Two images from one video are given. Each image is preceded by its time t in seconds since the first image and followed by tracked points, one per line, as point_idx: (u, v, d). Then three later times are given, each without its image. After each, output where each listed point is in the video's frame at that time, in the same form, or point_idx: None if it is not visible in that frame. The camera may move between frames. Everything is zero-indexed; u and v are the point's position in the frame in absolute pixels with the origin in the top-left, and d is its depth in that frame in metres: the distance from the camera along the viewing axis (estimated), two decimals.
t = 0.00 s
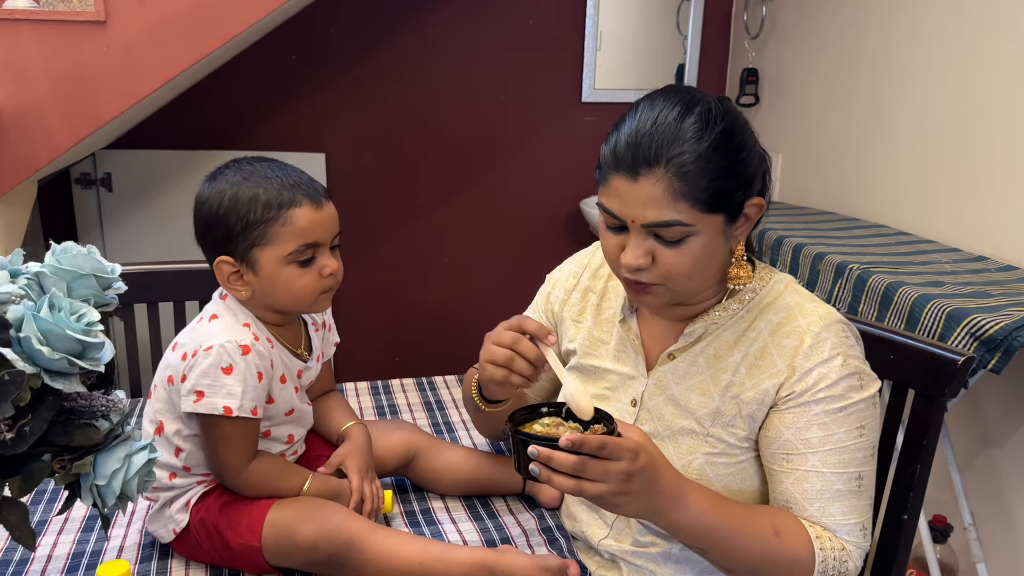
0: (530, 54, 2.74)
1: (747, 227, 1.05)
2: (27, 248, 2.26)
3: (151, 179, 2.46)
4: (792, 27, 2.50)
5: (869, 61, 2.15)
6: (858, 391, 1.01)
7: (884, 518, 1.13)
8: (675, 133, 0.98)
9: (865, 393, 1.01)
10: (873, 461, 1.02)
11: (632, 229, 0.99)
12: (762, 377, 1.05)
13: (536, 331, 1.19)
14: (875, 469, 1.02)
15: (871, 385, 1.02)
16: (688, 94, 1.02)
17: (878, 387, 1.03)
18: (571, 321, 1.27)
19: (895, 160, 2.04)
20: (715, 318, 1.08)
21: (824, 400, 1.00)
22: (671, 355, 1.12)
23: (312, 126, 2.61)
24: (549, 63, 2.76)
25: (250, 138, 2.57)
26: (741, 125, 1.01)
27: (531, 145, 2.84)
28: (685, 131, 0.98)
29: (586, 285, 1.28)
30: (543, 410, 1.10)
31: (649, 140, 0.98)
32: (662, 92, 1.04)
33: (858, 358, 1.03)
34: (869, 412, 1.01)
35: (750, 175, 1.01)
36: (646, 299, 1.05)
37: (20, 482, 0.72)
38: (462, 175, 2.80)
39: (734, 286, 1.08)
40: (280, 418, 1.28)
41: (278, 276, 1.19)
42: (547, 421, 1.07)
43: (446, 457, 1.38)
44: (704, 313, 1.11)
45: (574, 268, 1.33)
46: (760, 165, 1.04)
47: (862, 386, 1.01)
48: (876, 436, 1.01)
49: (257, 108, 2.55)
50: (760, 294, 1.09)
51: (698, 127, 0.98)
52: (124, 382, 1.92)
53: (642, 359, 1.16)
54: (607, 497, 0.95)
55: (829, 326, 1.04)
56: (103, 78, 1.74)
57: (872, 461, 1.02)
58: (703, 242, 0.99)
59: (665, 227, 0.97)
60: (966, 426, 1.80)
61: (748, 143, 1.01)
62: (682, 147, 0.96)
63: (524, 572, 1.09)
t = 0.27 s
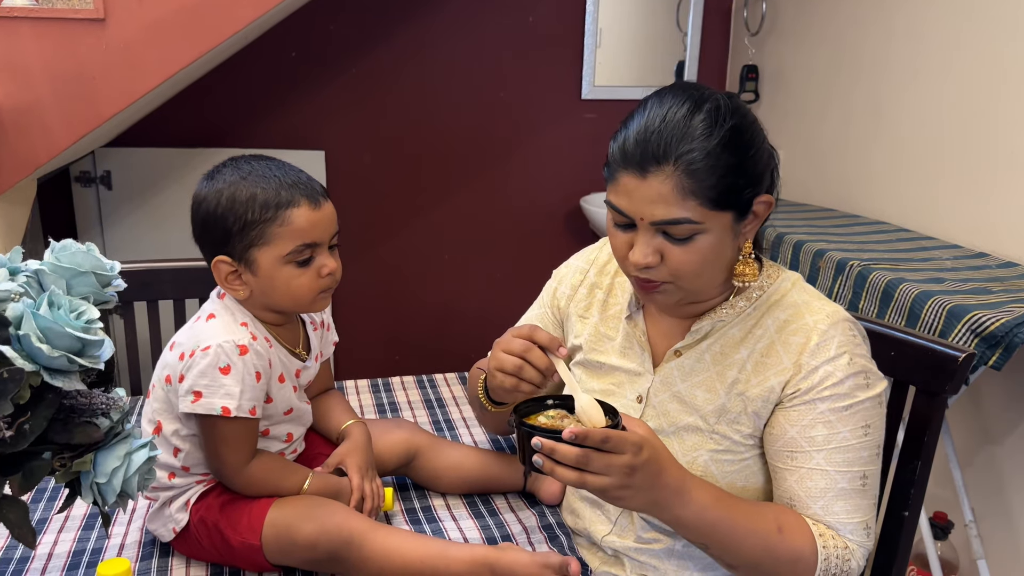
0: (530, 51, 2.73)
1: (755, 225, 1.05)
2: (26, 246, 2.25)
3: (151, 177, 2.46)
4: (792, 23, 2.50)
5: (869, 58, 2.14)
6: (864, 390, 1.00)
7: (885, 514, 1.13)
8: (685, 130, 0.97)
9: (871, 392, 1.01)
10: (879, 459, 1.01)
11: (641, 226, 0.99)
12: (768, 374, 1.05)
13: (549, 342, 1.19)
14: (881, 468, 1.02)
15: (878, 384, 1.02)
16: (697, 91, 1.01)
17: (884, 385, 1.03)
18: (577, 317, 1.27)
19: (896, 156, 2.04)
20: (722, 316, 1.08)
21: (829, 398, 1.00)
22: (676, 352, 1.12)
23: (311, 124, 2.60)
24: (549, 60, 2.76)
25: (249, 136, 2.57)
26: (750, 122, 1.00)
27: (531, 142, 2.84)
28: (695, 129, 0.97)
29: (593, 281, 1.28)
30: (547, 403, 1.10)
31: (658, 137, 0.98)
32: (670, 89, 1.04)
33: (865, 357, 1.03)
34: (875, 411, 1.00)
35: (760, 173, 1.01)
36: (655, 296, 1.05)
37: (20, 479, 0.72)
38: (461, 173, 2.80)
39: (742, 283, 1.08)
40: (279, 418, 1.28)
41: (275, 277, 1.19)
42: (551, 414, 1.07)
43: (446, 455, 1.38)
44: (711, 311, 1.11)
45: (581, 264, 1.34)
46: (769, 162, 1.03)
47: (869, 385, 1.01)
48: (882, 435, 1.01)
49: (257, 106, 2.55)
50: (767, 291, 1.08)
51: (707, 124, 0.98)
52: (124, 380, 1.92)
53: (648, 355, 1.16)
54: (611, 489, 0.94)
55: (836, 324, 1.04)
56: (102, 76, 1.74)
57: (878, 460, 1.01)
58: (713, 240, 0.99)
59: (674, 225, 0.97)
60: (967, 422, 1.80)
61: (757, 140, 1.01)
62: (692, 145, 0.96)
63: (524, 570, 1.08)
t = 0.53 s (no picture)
0: (530, 49, 2.73)
1: (759, 223, 1.05)
2: (26, 245, 2.25)
3: (150, 175, 2.46)
4: (792, 20, 2.49)
5: (870, 55, 2.14)
6: (868, 389, 1.00)
7: (885, 512, 1.13)
8: (687, 127, 0.97)
9: (875, 391, 1.01)
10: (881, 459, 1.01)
11: (644, 224, 0.99)
12: (772, 372, 1.05)
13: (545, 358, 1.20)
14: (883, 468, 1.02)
15: (881, 384, 1.02)
16: (700, 89, 1.01)
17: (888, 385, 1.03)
18: (582, 315, 1.27)
19: (896, 153, 2.04)
20: (727, 314, 1.08)
21: (832, 397, 1.00)
22: (681, 350, 1.12)
23: (311, 122, 2.60)
24: (548, 58, 2.76)
25: (249, 134, 2.57)
26: (754, 119, 1.00)
27: (531, 141, 2.84)
28: (697, 126, 0.97)
29: (598, 279, 1.28)
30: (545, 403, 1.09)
31: (662, 135, 0.98)
32: (673, 86, 1.04)
33: (869, 356, 1.03)
34: (879, 411, 1.00)
35: (764, 170, 1.00)
36: (659, 293, 1.05)
37: (19, 478, 0.71)
38: (461, 171, 2.80)
39: (748, 281, 1.06)
40: (279, 417, 1.28)
41: (275, 277, 1.19)
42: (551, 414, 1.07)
43: (446, 453, 1.38)
44: (717, 308, 1.10)
45: (586, 261, 1.33)
46: (773, 160, 1.03)
47: (872, 384, 1.01)
48: (885, 435, 1.01)
49: (256, 105, 2.55)
50: (772, 290, 1.08)
51: (710, 122, 0.97)
52: (125, 378, 1.92)
53: (653, 353, 1.16)
54: (613, 489, 0.95)
55: (840, 323, 1.03)
56: (101, 75, 1.74)
57: (881, 460, 1.01)
58: (716, 237, 0.98)
59: (678, 222, 0.96)
60: (967, 420, 1.80)
61: (761, 137, 1.00)
62: (694, 142, 0.96)
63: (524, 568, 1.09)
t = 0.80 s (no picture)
0: (530, 46, 2.72)
1: (760, 220, 1.04)
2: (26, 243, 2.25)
3: (151, 174, 2.45)
4: (793, 18, 2.49)
5: (871, 53, 2.13)
6: (869, 386, 1.00)
7: (886, 509, 1.13)
8: (687, 122, 0.97)
9: (876, 388, 1.00)
10: (883, 456, 1.01)
11: (644, 219, 0.99)
12: (774, 369, 1.04)
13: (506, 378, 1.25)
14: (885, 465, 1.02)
15: (883, 382, 1.01)
16: (702, 84, 1.01)
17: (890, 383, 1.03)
18: (586, 313, 1.28)
19: (897, 151, 2.04)
20: (729, 311, 1.08)
21: (834, 394, 0.99)
22: (684, 347, 1.12)
23: (311, 120, 2.60)
24: (549, 56, 2.75)
25: (249, 132, 2.56)
26: (754, 115, 1.00)
27: (532, 138, 2.83)
28: (697, 121, 0.97)
29: (601, 276, 1.28)
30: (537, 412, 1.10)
31: (661, 130, 0.98)
32: (674, 83, 1.04)
33: (871, 353, 1.02)
34: (880, 408, 1.00)
35: (764, 166, 1.00)
36: (660, 290, 1.05)
37: (21, 476, 0.71)
38: (462, 169, 2.80)
39: (750, 277, 1.06)
40: (283, 415, 1.28)
41: (279, 276, 1.19)
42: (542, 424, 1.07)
43: (447, 451, 1.38)
44: (720, 306, 1.10)
45: (588, 260, 1.33)
46: (774, 156, 1.02)
47: (874, 381, 1.01)
48: (887, 432, 1.01)
49: (256, 103, 2.55)
50: (774, 288, 1.08)
51: (710, 117, 0.97)
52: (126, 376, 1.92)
53: (656, 349, 1.16)
54: (612, 494, 0.95)
55: (842, 320, 1.03)
56: (101, 73, 1.74)
57: (882, 457, 1.01)
58: (717, 232, 0.98)
59: (677, 217, 0.96)
60: (969, 418, 1.79)
61: (761, 133, 1.00)
62: (694, 137, 0.96)
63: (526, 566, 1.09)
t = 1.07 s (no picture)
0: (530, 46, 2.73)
1: (754, 219, 1.04)
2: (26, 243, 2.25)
3: (151, 173, 2.45)
4: (794, 17, 2.48)
5: (871, 52, 2.13)
6: (864, 386, 0.99)
7: (886, 510, 1.13)
8: (677, 120, 0.98)
9: (871, 388, 1.00)
10: (878, 456, 1.01)
11: (635, 215, 0.99)
12: (769, 369, 1.04)
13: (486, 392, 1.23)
14: (881, 465, 1.01)
15: (879, 382, 1.01)
16: (695, 83, 1.01)
17: (886, 383, 1.02)
18: (584, 313, 1.28)
19: (897, 151, 2.04)
20: (725, 311, 1.08)
21: (828, 394, 0.99)
22: (680, 347, 1.12)
23: (311, 120, 2.60)
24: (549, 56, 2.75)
25: (249, 132, 2.57)
26: (746, 114, 1.00)
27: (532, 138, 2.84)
28: (687, 118, 0.97)
29: (600, 277, 1.28)
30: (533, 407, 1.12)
31: (652, 127, 0.98)
32: (669, 82, 1.04)
33: (867, 353, 1.02)
34: (875, 408, 1.00)
35: (756, 165, 1.00)
36: (651, 286, 1.05)
37: (21, 477, 0.71)
38: (462, 169, 2.80)
39: (742, 278, 1.05)
40: (284, 417, 1.28)
41: (279, 279, 1.19)
42: (538, 420, 1.09)
43: (447, 452, 1.38)
44: (716, 305, 1.11)
45: (587, 260, 1.33)
46: (767, 155, 1.02)
47: (869, 381, 1.00)
48: (882, 432, 1.00)
49: (256, 103, 2.55)
50: (770, 287, 1.08)
51: (700, 115, 0.97)
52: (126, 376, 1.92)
53: (653, 350, 1.16)
54: (601, 489, 0.96)
55: (838, 320, 1.03)
56: (102, 73, 1.74)
57: (877, 457, 1.01)
58: (707, 230, 0.98)
59: (666, 213, 0.96)
60: (968, 417, 1.80)
61: (753, 132, 1.00)
62: (683, 134, 0.96)
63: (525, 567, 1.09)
